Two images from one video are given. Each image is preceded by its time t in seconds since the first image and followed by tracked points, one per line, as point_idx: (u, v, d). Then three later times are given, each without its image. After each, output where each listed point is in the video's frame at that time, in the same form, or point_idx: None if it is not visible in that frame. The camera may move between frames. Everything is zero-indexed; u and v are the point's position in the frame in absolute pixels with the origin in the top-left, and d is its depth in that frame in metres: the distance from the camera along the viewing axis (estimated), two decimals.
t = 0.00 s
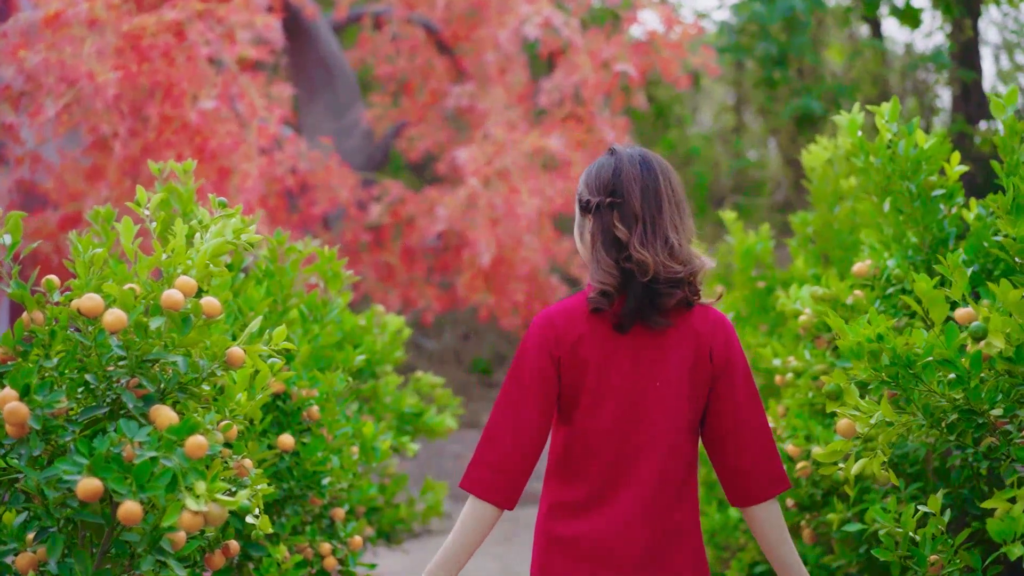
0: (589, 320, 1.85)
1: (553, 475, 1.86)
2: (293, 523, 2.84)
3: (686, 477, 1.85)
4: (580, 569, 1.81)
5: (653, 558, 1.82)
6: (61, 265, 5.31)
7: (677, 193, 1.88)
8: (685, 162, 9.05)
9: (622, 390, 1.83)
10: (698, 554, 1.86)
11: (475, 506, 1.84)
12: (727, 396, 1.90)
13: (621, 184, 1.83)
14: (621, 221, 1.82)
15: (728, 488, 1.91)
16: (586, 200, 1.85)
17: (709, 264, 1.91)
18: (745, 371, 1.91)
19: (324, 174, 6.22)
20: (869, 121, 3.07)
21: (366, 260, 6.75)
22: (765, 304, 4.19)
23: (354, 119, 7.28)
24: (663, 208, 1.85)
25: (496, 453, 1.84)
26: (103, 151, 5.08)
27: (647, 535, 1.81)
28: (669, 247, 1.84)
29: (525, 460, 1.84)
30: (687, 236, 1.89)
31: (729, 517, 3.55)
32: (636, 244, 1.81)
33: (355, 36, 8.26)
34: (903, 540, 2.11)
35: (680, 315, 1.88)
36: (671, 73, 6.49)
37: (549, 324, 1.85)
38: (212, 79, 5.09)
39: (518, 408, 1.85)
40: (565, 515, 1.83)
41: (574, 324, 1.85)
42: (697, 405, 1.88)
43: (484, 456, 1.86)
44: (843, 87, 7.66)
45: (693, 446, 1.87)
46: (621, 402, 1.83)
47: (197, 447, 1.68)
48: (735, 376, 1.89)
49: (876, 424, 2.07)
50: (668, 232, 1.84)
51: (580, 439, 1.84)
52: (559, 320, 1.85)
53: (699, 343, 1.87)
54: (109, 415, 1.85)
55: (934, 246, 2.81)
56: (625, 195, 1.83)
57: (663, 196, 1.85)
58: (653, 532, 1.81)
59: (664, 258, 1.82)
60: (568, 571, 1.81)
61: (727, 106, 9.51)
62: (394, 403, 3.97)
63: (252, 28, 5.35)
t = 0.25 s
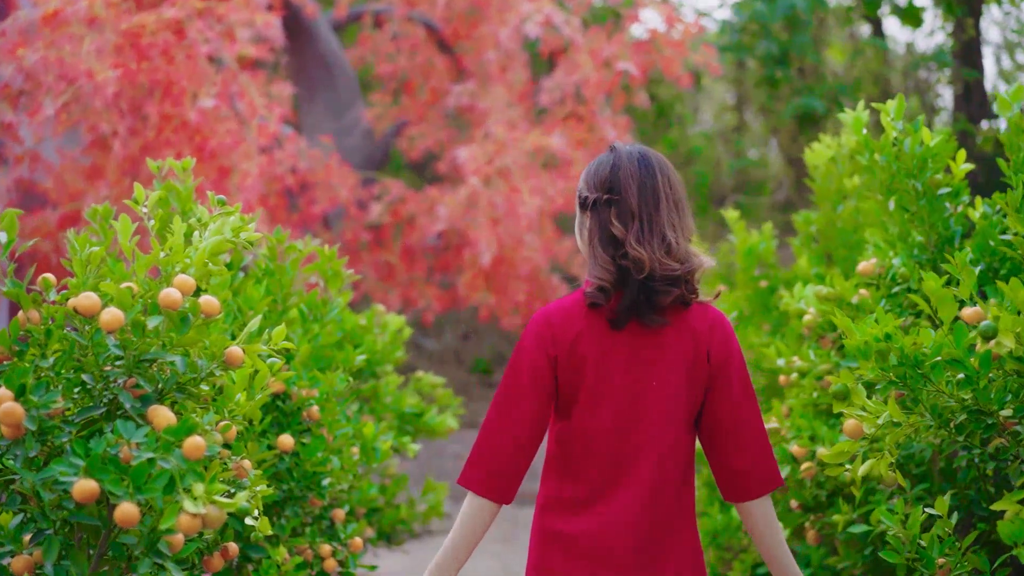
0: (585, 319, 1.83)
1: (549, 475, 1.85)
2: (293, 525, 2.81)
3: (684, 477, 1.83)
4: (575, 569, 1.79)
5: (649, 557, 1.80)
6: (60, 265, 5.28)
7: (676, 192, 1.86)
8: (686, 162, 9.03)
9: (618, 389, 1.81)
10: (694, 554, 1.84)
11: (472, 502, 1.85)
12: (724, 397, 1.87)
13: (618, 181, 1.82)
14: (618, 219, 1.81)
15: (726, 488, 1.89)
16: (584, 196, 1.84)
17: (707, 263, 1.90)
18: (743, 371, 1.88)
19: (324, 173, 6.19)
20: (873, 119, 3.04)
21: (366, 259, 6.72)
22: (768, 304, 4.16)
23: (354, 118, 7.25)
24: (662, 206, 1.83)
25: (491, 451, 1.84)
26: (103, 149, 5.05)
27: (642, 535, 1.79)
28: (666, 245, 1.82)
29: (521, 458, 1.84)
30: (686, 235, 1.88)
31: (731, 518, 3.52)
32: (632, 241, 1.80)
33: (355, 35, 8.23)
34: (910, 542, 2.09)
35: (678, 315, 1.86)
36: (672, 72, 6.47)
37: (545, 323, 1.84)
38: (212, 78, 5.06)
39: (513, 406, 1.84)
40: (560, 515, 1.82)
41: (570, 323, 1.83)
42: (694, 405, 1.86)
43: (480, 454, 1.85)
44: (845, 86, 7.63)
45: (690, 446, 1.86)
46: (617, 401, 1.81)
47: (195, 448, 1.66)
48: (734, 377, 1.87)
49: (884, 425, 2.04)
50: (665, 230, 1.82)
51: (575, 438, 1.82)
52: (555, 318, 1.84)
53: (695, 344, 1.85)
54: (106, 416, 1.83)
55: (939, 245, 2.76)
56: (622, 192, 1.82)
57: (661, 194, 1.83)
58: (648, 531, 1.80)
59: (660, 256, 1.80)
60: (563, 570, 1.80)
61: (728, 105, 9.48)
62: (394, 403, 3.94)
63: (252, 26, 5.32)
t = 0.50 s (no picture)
0: (581, 318, 1.81)
1: (544, 475, 1.83)
2: (292, 527, 2.78)
3: (680, 477, 1.82)
4: (572, 570, 1.78)
5: (646, 557, 1.79)
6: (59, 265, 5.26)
7: (673, 192, 1.84)
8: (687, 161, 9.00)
9: (614, 390, 1.79)
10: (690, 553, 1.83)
11: (466, 499, 1.84)
12: (721, 397, 1.85)
13: (614, 180, 1.80)
14: (612, 219, 1.79)
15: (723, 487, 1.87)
16: (579, 195, 1.83)
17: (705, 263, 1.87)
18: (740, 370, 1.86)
19: (324, 172, 6.17)
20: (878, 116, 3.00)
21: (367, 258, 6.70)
22: (771, 303, 4.13)
23: (354, 117, 7.24)
24: (658, 206, 1.81)
25: (485, 450, 1.83)
26: (102, 148, 5.02)
27: (639, 535, 1.78)
28: (661, 246, 1.80)
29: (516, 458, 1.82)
30: (683, 234, 1.85)
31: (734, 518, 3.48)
32: (626, 242, 1.78)
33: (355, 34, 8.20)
34: (919, 544, 2.07)
35: (675, 314, 1.83)
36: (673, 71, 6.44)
37: (540, 323, 1.81)
38: (211, 77, 5.03)
39: (509, 406, 1.82)
40: (556, 514, 1.81)
41: (565, 322, 1.81)
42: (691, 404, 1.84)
43: (475, 454, 1.83)
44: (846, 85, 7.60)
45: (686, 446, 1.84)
46: (613, 402, 1.79)
47: (193, 449, 1.64)
48: (730, 376, 1.85)
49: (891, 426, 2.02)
50: (660, 231, 1.80)
51: (571, 438, 1.80)
52: (550, 318, 1.82)
53: (692, 344, 1.83)
54: (102, 416, 1.80)
55: (945, 244, 2.74)
56: (617, 192, 1.80)
57: (656, 194, 1.81)
58: (645, 532, 1.78)
59: (654, 256, 1.78)
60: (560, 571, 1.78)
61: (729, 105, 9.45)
62: (394, 403, 3.92)
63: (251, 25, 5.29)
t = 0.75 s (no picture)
0: (578, 318, 1.81)
1: (543, 475, 1.82)
2: (291, 528, 2.75)
3: (680, 476, 1.80)
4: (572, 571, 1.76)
5: (646, 557, 1.77)
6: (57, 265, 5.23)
7: (668, 192, 1.82)
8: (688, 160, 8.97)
9: (612, 389, 1.78)
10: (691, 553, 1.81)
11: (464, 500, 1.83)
12: (721, 397, 1.84)
13: (607, 180, 1.79)
14: (605, 218, 1.78)
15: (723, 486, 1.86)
16: (574, 195, 1.83)
17: (701, 264, 1.84)
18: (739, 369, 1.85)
19: (324, 171, 6.14)
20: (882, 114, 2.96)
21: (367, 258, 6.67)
22: (773, 302, 4.10)
23: (354, 116, 7.23)
24: (650, 206, 1.79)
25: (483, 451, 1.82)
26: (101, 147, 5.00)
27: (638, 535, 1.77)
28: (653, 246, 1.78)
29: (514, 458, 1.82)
30: (678, 235, 1.83)
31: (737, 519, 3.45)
32: (618, 241, 1.76)
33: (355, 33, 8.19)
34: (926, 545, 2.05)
35: (673, 313, 1.82)
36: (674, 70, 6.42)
37: (537, 324, 1.81)
38: (211, 75, 5.01)
39: (506, 406, 1.82)
40: (555, 515, 1.79)
41: (562, 321, 1.80)
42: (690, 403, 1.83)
43: (473, 454, 1.83)
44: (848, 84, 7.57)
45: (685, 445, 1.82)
46: (610, 401, 1.78)
47: (191, 450, 1.62)
48: (729, 375, 1.84)
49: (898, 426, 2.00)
50: (653, 231, 1.78)
51: (569, 438, 1.79)
52: (547, 317, 1.81)
53: (691, 343, 1.82)
54: (99, 417, 1.78)
55: (950, 243, 2.71)
56: (610, 191, 1.79)
57: (650, 194, 1.79)
58: (644, 532, 1.77)
59: (646, 256, 1.76)
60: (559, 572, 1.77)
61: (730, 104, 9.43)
62: (394, 404, 3.90)
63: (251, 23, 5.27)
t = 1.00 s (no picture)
0: (574, 314, 1.78)
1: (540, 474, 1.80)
2: (291, 528, 2.73)
3: (679, 474, 1.78)
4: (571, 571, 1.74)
5: (646, 556, 1.75)
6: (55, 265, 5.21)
7: (659, 189, 1.79)
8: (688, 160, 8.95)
9: (610, 387, 1.76)
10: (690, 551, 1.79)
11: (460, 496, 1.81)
12: (719, 393, 1.81)
13: (596, 177, 1.79)
14: (594, 215, 1.77)
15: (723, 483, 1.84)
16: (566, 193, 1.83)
17: (696, 263, 1.81)
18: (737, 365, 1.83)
19: (324, 171, 6.12)
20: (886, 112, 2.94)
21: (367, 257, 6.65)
22: (775, 302, 4.09)
23: (354, 115, 7.21)
24: (638, 202, 1.77)
25: (479, 450, 1.79)
26: (100, 146, 4.97)
27: (638, 534, 1.75)
28: (641, 242, 1.75)
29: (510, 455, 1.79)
30: (670, 232, 1.80)
31: (740, 520, 3.43)
32: (604, 237, 1.75)
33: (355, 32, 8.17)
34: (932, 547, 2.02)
35: (671, 310, 1.80)
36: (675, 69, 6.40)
37: (533, 321, 1.79)
38: (210, 74, 4.99)
39: (502, 405, 1.79)
40: (554, 515, 1.77)
41: (558, 319, 1.78)
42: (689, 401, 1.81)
43: (470, 453, 1.80)
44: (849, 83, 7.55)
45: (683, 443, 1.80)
46: (608, 399, 1.76)
47: (189, 451, 1.60)
48: (727, 371, 1.81)
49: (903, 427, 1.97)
50: (640, 227, 1.76)
51: (566, 436, 1.77)
52: (543, 315, 1.79)
53: (689, 340, 1.80)
54: (96, 417, 1.76)
55: (954, 242, 2.69)
56: (599, 189, 1.78)
57: (638, 190, 1.78)
58: (644, 530, 1.75)
59: (634, 252, 1.74)
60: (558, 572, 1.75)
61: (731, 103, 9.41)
62: (395, 404, 3.88)
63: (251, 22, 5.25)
